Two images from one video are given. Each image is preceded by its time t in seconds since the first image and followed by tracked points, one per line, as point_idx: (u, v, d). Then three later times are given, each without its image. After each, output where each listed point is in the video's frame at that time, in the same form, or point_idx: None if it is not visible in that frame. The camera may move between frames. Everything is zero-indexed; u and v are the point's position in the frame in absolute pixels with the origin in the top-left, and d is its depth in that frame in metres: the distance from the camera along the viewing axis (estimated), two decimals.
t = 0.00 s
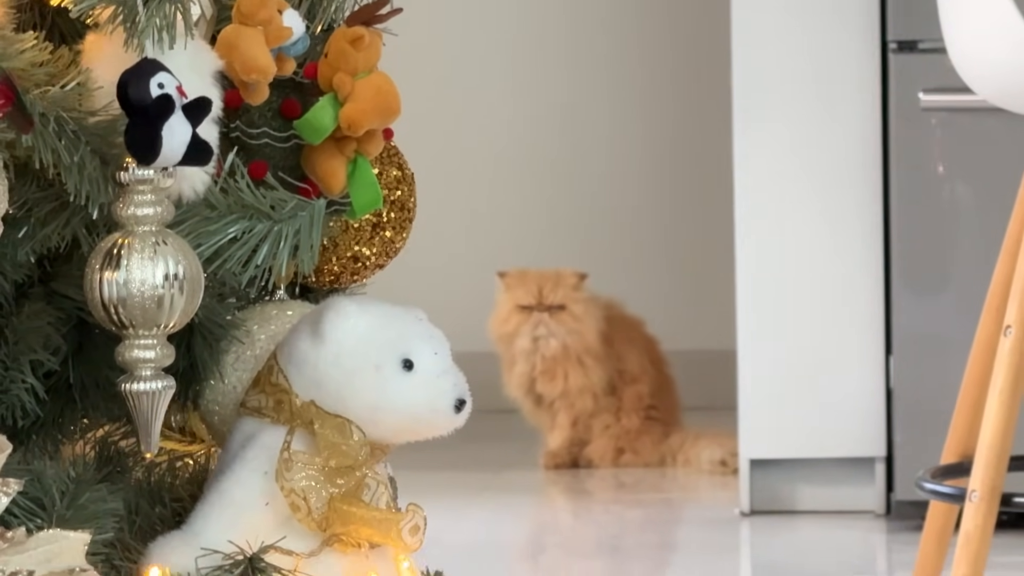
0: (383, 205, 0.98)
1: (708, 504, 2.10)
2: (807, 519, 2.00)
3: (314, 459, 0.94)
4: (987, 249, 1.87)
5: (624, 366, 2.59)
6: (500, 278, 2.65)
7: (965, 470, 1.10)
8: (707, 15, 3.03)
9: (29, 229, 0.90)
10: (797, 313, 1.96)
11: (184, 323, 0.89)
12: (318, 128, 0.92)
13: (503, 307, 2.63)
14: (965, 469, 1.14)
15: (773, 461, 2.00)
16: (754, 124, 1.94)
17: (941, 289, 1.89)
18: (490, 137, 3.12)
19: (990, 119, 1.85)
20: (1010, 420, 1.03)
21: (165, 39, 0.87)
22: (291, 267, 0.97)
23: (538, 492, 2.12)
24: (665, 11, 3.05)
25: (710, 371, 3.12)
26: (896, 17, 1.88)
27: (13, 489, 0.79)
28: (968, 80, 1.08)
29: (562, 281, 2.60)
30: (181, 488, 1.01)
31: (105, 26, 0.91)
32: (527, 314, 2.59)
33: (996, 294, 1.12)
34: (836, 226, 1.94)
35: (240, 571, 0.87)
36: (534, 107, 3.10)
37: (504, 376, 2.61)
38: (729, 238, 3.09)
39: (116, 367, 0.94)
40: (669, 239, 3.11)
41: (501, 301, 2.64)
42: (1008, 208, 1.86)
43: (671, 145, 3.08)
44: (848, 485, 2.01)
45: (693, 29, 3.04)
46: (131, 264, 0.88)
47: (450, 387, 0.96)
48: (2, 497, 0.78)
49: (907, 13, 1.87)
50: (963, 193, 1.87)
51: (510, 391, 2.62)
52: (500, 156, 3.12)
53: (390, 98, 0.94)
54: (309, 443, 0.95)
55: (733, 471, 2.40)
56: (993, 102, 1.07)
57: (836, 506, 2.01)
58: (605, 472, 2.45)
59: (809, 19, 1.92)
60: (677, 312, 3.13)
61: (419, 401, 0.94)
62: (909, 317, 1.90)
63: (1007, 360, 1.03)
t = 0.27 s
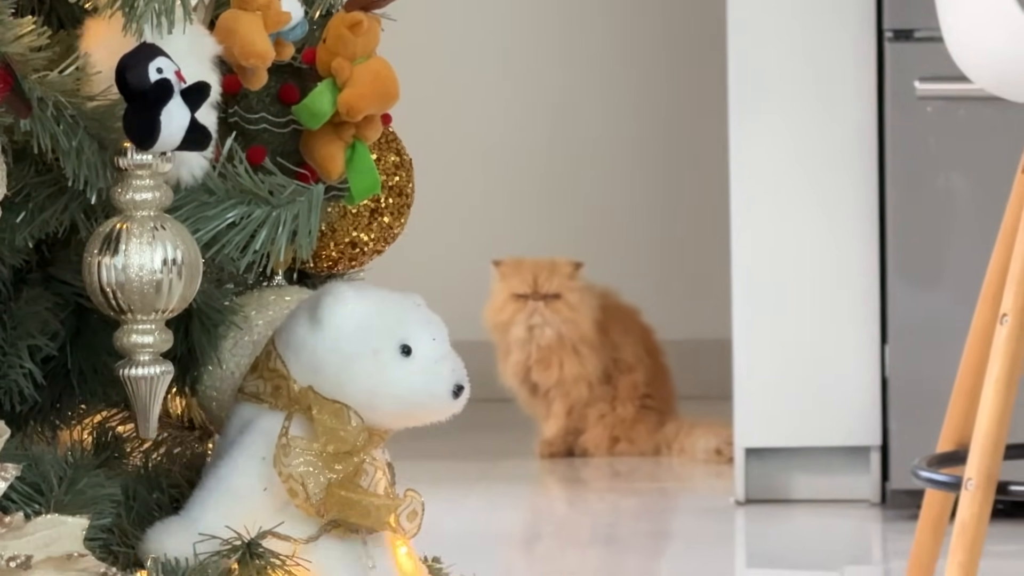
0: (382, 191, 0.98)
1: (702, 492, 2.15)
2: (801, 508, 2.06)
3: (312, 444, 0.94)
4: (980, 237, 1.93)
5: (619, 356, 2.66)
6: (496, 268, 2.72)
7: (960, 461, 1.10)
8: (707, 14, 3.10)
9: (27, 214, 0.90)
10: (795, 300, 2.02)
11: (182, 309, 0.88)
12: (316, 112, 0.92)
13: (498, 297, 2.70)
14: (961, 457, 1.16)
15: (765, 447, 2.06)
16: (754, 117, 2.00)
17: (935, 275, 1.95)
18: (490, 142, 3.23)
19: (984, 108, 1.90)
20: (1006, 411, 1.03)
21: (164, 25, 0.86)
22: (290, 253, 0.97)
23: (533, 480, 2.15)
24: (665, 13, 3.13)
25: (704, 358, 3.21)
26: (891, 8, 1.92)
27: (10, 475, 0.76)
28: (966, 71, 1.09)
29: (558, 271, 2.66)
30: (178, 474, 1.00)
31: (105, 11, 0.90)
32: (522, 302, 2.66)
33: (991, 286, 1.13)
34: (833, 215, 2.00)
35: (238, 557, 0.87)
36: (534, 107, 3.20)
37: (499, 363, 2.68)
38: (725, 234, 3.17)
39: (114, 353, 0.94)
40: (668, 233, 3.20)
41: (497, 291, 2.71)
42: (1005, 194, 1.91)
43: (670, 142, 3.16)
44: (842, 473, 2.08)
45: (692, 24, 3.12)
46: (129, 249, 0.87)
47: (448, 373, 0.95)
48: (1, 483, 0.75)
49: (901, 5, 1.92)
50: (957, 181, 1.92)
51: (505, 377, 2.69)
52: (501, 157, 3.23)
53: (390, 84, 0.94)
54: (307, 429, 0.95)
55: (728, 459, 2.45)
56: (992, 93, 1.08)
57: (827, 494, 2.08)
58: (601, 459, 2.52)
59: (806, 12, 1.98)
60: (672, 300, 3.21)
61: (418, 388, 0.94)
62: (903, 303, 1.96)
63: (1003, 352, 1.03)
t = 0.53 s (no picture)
0: (386, 136, 0.99)
1: (701, 447, 2.27)
2: (799, 461, 2.18)
3: (316, 390, 0.93)
4: (980, 185, 2.02)
5: (620, 309, 2.80)
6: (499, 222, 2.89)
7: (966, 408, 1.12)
8: (705, 1, 3.31)
9: (32, 156, 0.88)
10: (795, 255, 2.15)
11: (188, 255, 0.84)
12: (320, 58, 0.92)
13: (501, 248, 2.84)
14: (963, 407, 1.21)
15: (767, 398, 2.19)
16: (759, 79, 2.13)
17: (935, 227, 2.05)
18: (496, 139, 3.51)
19: (985, 60, 1.99)
20: (1010, 360, 1.03)
21: None
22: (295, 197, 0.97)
23: (534, 446, 2.25)
24: None
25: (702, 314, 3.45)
26: None
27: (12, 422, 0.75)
28: (967, 22, 1.10)
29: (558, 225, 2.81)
30: (182, 420, 1.01)
31: None
32: (523, 255, 2.80)
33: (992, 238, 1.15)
34: (833, 176, 2.13)
35: (242, 502, 0.86)
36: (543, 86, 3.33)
37: (501, 314, 2.83)
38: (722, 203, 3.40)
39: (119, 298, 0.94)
40: (669, 214, 3.44)
41: (500, 242, 2.86)
42: (1003, 148, 2.01)
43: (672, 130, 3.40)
44: (841, 425, 2.20)
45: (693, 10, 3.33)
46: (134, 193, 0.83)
47: (452, 320, 0.96)
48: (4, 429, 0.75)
49: None
50: (958, 136, 2.02)
51: (506, 328, 2.85)
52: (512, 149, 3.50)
53: (394, 29, 0.94)
54: (312, 374, 0.94)
55: (728, 412, 2.64)
56: (993, 43, 1.09)
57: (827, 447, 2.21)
58: (601, 412, 2.71)
59: None
60: (671, 269, 3.45)
61: (423, 332, 0.95)
62: (902, 253, 2.07)
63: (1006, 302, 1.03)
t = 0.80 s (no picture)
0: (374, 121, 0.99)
1: (696, 433, 2.28)
2: (793, 447, 2.19)
3: (304, 375, 0.93)
4: (972, 173, 2.02)
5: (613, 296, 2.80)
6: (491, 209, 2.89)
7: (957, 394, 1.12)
8: None
9: (19, 143, 0.87)
10: (787, 242, 2.15)
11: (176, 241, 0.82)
12: (307, 45, 0.92)
13: (493, 236, 2.85)
14: (956, 394, 1.22)
15: (760, 385, 2.20)
16: (745, 66, 2.12)
17: (928, 214, 2.04)
18: (490, 126, 3.50)
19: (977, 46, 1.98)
20: (1002, 344, 1.03)
21: None
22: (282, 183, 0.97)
23: (527, 432, 2.25)
24: None
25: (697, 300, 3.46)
26: None
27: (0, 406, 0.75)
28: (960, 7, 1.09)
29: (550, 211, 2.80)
30: (169, 407, 1.01)
31: None
32: (516, 243, 2.80)
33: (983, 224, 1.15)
34: (824, 162, 2.12)
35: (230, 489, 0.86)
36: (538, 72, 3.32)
37: (494, 302, 2.84)
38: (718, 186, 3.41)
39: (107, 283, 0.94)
40: (665, 197, 3.44)
41: (492, 230, 2.86)
42: (996, 134, 2.00)
43: (666, 113, 3.39)
44: (835, 411, 2.20)
45: None
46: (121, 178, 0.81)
47: (440, 305, 0.96)
48: None
49: None
50: (951, 122, 2.01)
51: (499, 316, 2.85)
52: (506, 135, 3.50)
53: (381, 14, 0.94)
54: (300, 360, 0.94)
55: (722, 399, 2.63)
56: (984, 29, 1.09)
57: (818, 432, 2.21)
58: (594, 398, 2.71)
59: None
60: (666, 254, 3.46)
61: (410, 317, 0.95)
62: (895, 241, 2.07)
63: (997, 286, 1.03)
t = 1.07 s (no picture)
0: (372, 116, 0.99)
1: (694, 424, 2.28)
2: (791, 437, 2.20)
3: (303, 370, 0.93)
4: (970, 163, 2.02)
5: (611, 287, 2.81)
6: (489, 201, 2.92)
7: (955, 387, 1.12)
8: None
9: (16, 138, 0.86)
10: (784, 231, 2.15)
11: (175, 236, 0.82)
12: (306, 40, 0.91)
13: (491, 227, 2.88)
14: (952, 385, 1.22)
15: (758, 376, 2.20)
16: (742, 58, 2.12)
17: (925, 204, 2.04)
18: (487, 115, 3.50)
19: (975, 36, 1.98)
20: (1000, 336, 1.03)
21: None
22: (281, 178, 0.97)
23: (525, 423, 2.26)
24: None
25: (695, 289, 3.46)
26: None
27: None
28: None
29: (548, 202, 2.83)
30: (169, 402, 1.00)
31: None
32: (514, 233, 2.83)
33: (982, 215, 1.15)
34: (821, 154, 2.12)
35: (228, 483, 0.86)
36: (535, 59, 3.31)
37: (492, 294, 2.85)
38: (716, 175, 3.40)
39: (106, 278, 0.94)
40: (663, 185, 3.44)
41: (489, 221, 2.89)
42: (994, 124, 2.00)
43: (663, 102, 3.39)
44: (832, 402, 2.21)
45: None
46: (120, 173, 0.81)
47: (439, 299, 0.96)
48: None
49: None
50: (949, 112, 2.01)
51: (497, 309, 2.86)
52: (504, 124, 3.50)
53: (379, 9, 0.93)
54: (299, 355, 0.94)
55: (720, 389, 2.63)
56: (983, 20, 1.09)
57: (817, 423, 2.22)
58: (593, 389, 2.71)
59: None
60: (664, 243, 3.46)
61: (409, 313, 0.95)
62: (892, 231, 2.07)
63: (995, 278, 1.04)
